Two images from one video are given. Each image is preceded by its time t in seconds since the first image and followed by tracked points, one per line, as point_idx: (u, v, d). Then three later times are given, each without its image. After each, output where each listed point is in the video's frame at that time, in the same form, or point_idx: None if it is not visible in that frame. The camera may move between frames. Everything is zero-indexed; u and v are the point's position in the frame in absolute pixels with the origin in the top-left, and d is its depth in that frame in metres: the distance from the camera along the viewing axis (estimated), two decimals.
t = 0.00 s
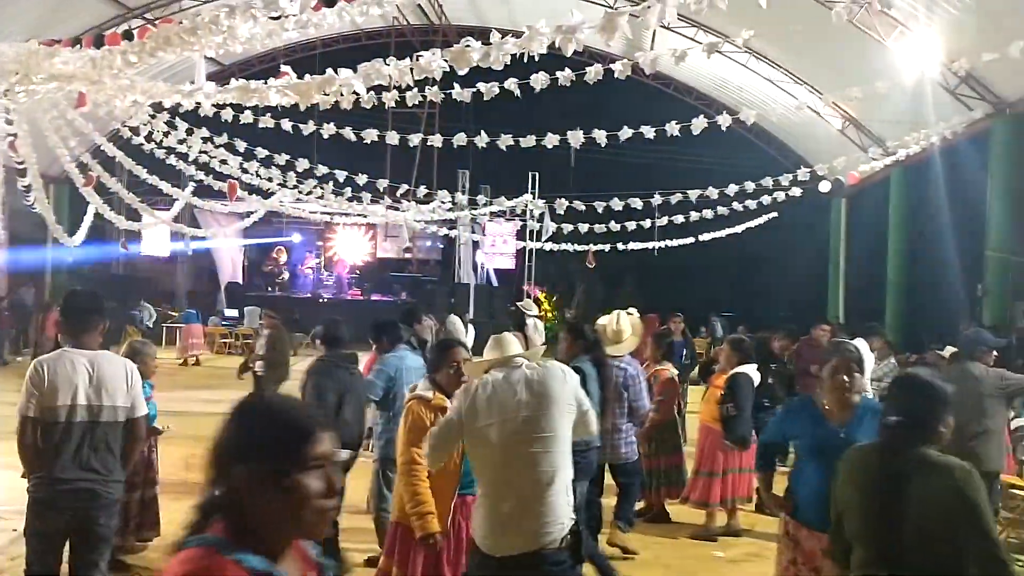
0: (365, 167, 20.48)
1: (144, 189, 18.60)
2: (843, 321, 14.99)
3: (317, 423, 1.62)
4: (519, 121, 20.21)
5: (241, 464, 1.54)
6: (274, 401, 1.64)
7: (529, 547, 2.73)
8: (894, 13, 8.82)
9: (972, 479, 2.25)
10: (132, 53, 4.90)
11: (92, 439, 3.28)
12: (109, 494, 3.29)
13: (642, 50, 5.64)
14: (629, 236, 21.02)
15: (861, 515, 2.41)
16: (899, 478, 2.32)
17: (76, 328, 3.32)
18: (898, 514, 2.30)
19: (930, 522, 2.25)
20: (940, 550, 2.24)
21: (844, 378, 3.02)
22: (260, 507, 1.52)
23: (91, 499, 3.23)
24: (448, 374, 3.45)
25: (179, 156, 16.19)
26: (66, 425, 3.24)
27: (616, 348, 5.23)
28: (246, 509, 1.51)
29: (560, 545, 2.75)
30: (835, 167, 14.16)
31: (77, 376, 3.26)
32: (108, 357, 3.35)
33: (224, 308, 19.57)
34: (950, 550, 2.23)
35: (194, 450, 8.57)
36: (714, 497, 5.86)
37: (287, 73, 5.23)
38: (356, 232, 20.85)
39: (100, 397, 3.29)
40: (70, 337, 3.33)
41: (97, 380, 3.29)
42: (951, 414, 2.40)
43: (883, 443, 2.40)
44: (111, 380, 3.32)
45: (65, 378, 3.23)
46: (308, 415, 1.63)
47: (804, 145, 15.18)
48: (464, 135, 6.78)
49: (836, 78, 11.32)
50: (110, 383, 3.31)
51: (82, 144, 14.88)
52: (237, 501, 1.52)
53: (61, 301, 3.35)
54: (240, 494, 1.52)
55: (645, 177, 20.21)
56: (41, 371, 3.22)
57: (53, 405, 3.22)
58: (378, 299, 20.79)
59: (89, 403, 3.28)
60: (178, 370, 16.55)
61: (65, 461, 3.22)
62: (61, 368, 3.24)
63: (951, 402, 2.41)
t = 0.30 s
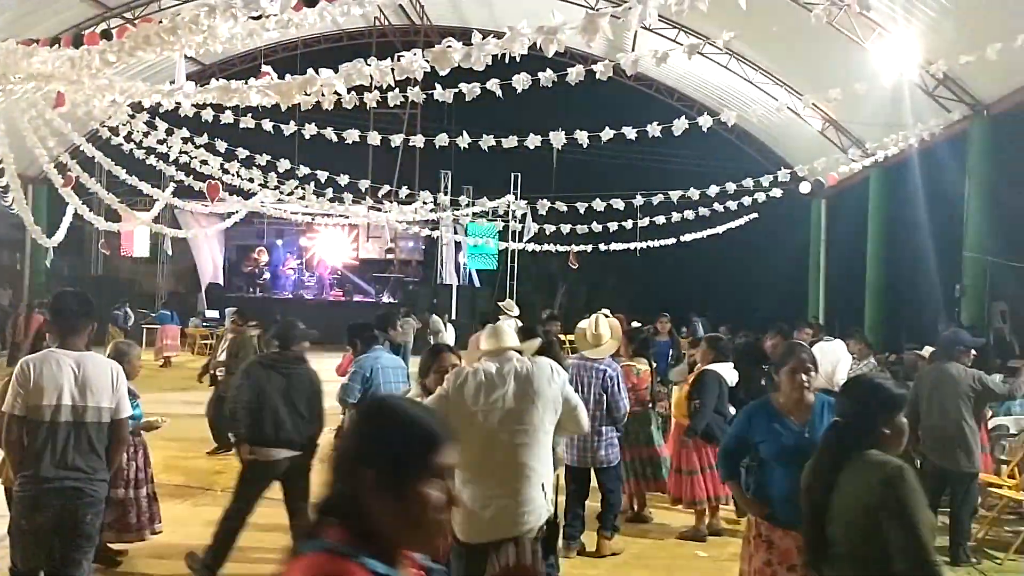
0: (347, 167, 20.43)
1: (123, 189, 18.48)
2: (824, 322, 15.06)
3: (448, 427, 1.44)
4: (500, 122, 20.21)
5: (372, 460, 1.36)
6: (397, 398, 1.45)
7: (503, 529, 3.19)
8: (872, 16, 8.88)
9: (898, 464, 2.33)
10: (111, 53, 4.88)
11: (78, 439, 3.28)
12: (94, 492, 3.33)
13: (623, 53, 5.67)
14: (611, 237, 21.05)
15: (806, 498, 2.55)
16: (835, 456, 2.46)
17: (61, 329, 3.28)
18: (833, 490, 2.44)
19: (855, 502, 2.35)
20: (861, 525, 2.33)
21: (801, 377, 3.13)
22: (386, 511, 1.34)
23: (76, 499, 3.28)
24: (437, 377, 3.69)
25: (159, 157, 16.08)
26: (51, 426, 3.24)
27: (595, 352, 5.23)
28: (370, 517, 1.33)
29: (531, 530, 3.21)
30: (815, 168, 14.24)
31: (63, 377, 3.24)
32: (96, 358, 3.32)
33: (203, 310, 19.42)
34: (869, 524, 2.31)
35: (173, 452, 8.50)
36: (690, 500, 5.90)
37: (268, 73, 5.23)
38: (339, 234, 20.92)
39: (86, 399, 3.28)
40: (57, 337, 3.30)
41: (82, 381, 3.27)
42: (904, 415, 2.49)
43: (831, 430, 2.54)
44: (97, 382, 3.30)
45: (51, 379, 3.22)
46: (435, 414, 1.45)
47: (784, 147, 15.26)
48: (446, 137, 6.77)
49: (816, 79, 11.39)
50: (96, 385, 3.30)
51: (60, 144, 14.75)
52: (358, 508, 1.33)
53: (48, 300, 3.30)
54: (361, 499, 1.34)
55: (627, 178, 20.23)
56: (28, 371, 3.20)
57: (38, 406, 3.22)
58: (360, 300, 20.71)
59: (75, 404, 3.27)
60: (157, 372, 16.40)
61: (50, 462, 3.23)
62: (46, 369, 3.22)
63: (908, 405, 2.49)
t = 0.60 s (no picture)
0: (331, 168, 20.37)
1: (104, 191, 18.36)
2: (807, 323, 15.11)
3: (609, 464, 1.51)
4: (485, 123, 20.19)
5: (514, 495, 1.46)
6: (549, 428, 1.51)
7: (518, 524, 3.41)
8: (855, 17, 8.93)
9: (840, 460, 2.43)
10: (92, 53, 4.85)
11: (58, 440, 3.25)
12: (73, 496, 3.30)
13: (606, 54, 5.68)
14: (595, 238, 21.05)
15: (756, 490, 2.62)
16: (785, 449, 2.54)
17: (45, 331, 3.28)
18: (786, 473, 2.51)
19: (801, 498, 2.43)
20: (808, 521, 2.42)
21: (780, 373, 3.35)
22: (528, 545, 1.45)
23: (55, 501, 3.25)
24: (406, 374, 3.25)
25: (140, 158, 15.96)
26: (33, 426, 3.22)
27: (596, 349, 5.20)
28: (519, 547, 1.45)
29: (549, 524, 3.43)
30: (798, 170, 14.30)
31: (44, 377, 3.23)
32: (78, 360, 3.31)
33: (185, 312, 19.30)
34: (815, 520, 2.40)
35: (155, 455, 8.43)
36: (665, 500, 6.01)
37: (251, 74, 5.21)
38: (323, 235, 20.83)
39: (66, 399, 3.25)
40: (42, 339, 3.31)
41: (63, 382, 3.25)
42: (854, 415, 2.56)
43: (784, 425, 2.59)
44: (78, 384, 3.28)
45: (33, 378, 3.21)
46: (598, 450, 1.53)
47: (767, 148, 15.33)
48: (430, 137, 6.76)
49: (798, 81, 11.44)
50: (77, 386, 3.27)
51: (40, 146, 14.64)
52: (512, 538, 1.45)
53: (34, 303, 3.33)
54: (517, 530, 1.45)
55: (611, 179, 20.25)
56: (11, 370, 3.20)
57: (20, 406, 3.20)
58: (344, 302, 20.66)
59: (56, 404, 3.24)
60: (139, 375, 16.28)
61: (31, 463, 3.21)
62: (29, 369, 3.21)
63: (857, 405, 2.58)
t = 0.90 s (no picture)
0: (308, 167, 20.32)
1: (78, 189, 18.21)
2: (783, 320, 15.22)
3: (754, 470, 1.39)
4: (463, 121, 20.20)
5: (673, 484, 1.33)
6: (686, 423, 1.40)
7: (542, 518, 3.05)
8: (830, 17, 8.98)
9: (786, 464, 2.29)
10: (65, 50, 4.81)
11: (16, 442, 3.22)
12: (36, 495, 3.29)
13: (584, 53, 5.68)
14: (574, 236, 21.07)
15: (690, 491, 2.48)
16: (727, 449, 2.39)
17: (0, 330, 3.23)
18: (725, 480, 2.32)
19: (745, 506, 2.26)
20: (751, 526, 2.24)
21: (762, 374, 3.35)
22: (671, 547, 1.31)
23: (17, 503, 3.23)
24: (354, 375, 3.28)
25: (115, 156, 15.85)
26: None
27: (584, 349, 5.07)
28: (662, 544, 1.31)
29: (573, 527, 3.07)
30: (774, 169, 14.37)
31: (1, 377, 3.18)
32: (35, 360, 3.26)
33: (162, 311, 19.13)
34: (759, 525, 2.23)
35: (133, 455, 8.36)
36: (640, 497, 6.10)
37: (227, 71, 5.17)
38: (301, 234, 20.75)
39: (23, 400, 3.21)
40: None
41: (20, 382, 3.21)
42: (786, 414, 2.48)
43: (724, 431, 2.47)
44: (35, 384, 3.24)
45: None
46: (745, 454, 1.40)
47: (743, 147, 15.41)
48: (408, 135, 6.74)
49: (775, 81, 11.49)
50: (35, 387, 3.23)
51: (14, 144, 14.49)
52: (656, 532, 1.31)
53: None
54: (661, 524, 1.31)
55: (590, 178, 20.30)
56: None
57: None
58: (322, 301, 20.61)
59: (12, 405, 3.20)
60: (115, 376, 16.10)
61: None
62: None
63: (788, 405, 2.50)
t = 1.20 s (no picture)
0: (295, 166, 20.25)
1: (63, 189, 18.12)
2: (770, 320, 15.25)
3: (919, 472, 1.69)
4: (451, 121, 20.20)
5: (894, 479, 1.65)
6: (858, 434, 1.73)
7: (542, 526, 3.07)
8: (816, 18, 9.00)
9: (755, 465, 2.23)
10: (49, 49, 4.78)
11: None
12: (22, 488, 3.50)
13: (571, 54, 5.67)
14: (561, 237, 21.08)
15: (659, 493, 2.44)
16: (695, 451, 2.34)
17: None
18: (697, 479, 2.28)
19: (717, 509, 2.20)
20: (722, 525, 2.18)
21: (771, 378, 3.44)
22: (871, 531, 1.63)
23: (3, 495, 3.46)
24: (333, 380, 3.27)
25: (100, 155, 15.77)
26: None
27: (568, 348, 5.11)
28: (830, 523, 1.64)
29: (571, 531, 3.08)
30: (761, 169, 14.40)
31: None
32: (15, 358, 3.50)
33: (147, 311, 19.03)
34: (729, 525, 2.17)
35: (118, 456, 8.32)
36: (612, 494, 5.86)
37: (213, 71, 5.15)
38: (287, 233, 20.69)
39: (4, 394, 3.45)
40: None
41: None
42: (758, 413, 2.41)
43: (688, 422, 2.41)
44: (14, 378, 3.47)
45: None
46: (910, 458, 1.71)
47: (730, 148, 15.44)
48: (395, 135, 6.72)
49: (761, 82, 11.51)
50: (13, 381, 3.47)
51: None
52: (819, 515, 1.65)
53: None
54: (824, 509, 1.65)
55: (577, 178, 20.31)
56: None
57: None
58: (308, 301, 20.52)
59: None
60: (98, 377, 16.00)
61: None
62: None
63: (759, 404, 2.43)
